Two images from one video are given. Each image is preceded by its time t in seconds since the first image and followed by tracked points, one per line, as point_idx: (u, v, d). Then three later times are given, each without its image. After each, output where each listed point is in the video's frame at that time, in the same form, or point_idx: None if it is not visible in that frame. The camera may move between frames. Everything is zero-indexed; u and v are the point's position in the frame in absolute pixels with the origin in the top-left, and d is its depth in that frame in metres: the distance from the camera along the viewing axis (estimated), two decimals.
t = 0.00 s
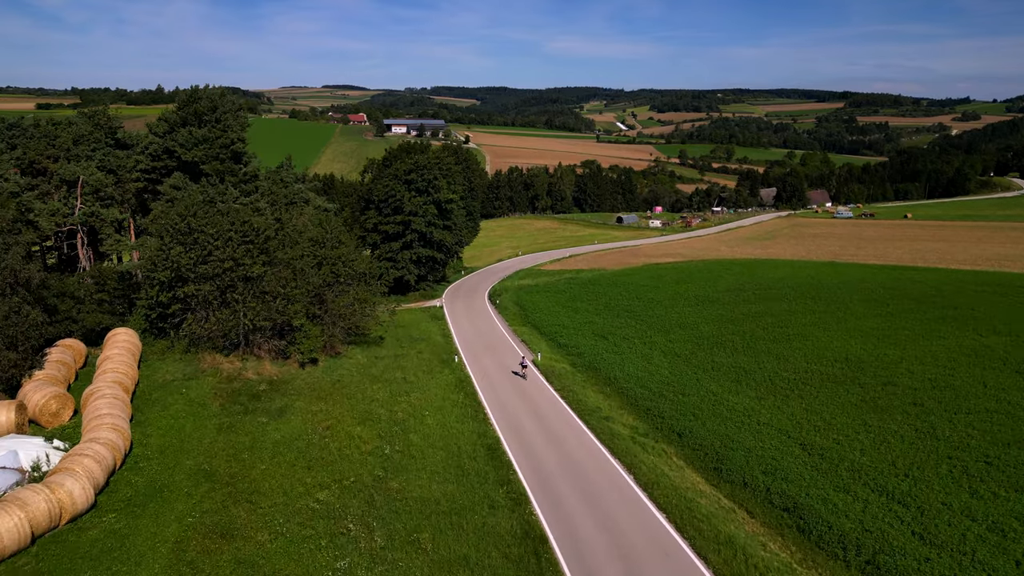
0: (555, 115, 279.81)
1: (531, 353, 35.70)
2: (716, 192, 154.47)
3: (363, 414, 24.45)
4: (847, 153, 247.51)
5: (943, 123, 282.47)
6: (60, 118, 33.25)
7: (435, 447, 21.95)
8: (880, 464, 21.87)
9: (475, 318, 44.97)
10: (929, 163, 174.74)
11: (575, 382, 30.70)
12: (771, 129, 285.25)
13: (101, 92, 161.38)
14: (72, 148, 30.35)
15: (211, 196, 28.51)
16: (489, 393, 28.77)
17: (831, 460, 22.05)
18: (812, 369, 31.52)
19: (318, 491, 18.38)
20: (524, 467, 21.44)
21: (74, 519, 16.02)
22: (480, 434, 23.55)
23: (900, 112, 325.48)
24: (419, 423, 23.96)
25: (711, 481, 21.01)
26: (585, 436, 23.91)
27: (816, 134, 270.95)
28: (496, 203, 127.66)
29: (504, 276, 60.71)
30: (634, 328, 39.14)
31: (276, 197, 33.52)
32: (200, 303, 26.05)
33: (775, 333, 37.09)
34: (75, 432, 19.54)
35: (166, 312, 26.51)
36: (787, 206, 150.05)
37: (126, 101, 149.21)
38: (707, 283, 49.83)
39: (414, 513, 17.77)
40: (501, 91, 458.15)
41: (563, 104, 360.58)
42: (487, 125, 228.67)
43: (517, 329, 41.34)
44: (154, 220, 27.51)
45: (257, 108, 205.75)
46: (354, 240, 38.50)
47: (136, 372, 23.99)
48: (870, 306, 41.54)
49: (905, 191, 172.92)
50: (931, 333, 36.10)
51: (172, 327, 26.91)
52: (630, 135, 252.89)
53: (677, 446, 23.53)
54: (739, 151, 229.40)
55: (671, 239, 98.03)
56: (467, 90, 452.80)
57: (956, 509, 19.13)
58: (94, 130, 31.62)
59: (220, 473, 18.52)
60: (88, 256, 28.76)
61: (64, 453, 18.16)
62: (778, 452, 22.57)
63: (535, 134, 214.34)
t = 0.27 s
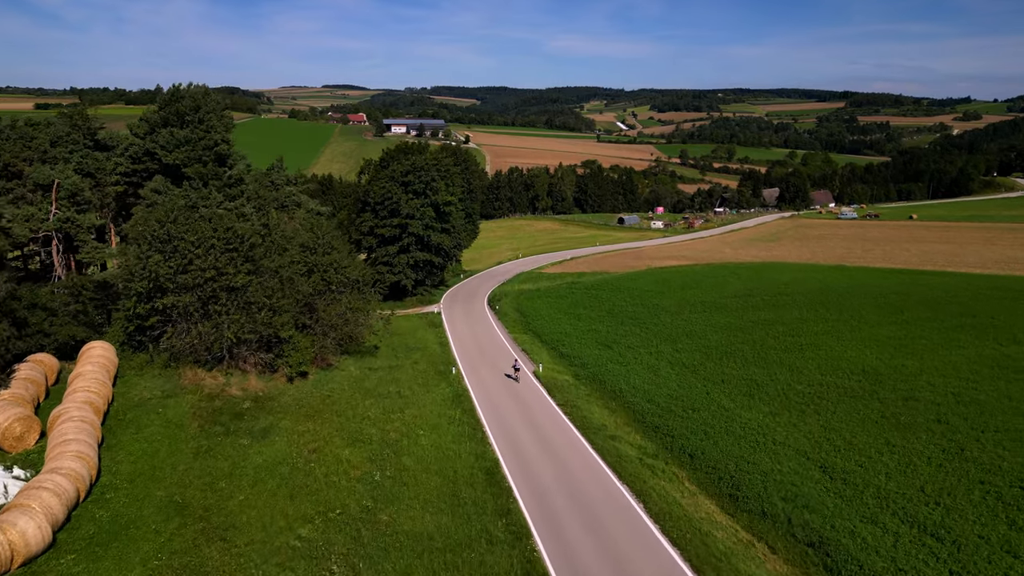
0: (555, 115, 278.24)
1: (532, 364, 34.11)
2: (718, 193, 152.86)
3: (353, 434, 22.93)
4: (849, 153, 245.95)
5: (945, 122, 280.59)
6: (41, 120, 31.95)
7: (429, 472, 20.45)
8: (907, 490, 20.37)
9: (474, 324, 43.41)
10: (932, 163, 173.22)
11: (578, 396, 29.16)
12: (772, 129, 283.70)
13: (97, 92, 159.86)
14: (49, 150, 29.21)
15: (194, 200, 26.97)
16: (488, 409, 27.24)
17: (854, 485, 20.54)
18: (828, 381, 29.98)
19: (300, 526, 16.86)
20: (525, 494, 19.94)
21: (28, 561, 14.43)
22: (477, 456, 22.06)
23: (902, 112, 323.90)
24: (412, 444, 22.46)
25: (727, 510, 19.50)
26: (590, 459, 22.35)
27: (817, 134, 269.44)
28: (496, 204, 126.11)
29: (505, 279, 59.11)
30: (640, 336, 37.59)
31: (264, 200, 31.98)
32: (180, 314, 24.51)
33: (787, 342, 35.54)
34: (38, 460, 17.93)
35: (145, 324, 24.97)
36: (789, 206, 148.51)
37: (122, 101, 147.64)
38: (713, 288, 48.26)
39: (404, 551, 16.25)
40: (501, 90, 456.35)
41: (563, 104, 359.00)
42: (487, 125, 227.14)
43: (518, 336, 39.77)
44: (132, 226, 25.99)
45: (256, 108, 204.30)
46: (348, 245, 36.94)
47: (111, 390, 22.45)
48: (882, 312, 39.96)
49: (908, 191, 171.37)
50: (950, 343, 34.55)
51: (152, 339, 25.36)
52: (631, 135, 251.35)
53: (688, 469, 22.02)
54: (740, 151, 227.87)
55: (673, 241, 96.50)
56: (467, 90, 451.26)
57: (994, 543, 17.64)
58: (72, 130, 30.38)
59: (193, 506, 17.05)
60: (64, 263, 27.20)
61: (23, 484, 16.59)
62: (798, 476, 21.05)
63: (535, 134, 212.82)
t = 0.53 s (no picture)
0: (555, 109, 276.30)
1: (533, 369, 32.59)
2: (720, 187, 151.11)
3: (341, 451, 21.46)
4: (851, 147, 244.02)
5: (947, 116, 278.29)
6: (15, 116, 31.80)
7: (422, 495, 18.96)
8: (938, 514, 18.92)
9: (472, 326, 41.88)
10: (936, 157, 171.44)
11: (581, 405, 27.64)
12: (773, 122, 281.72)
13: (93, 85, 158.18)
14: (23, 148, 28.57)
15: (174, 200, 25.44)
16: (486, 420, 25.75)
17: (882, 509, 19.07)
18: (845, 390, 28.49)
19: (278, 561, 15.39)
20: (526, 519, 18.48)
21: None
22: (474, 476, 20.59)
23: (904, 105, 321.68)
24: (405, 462, 21.00)
25: (744, 538, 18.04)
26: (596, 479, 20.88)
27: (819, 127, 267.47)
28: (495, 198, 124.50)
29: (505, 278, 57.54)
30: (645, 340, 36.08)
31: (252, 199, 30.47)
32: (158, 321, 23.01)
33: (799, 346, 34.02)
34: None
35: (120, 331, 23.48)
36: (792, 201, 146.81)
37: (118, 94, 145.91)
38: (719, 287, 46.72)
39: None
40: (501, 83, 453.67)
41: (563, 97, 356.76)
42: (486, 118, 225.32)
43: (518, 338, 38.25)
44: (107, 228, 24.46)
45: (253, 100, 202.59)
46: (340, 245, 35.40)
47: (81, 405, 20.88)
48: (897, 314, 38.44)
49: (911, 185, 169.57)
50: (970, 347, 33.02)
51: (129, 347, 23.89)
52: (631, 129, 249.50)
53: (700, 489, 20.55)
54: (742, 144, 225.98)
55: (675, 236, 94.91)
56: (466, 83, 448.95)
57: None
58: (47, 126, 29.82)
59: (162, 538, 15.61)
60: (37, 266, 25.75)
61: None
62: (820, 498, 19.57)
63: (535, 127, 211.06)
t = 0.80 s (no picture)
0: (555, 99, 274.05)
1: (534, 373, 31.07)
2: (722, 178, 149.18)
3: (328, 467, 20.01)
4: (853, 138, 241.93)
5: (950, 106, 275.56)
6: None
7: (415, 519, 17.51)
8: (974, 540, 17.52)
9: (471, 325, 40.30)
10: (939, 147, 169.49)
11: (585, 413, 26.14)
12: (775, 113, 279.48)
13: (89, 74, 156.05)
14: None
15: (152, 196, 23.86)
16: (484, 429, 24.27)
17: (913, 535, 17.66)
18: (864, 396, 26.99)
19: None
20: (528, 544, 17.09)
21: None
22: (471, 496, 19.13)
23: (904, 96, 319.09)
24: (398, 480, 19.55)
25: (764, 568, 16.61)
26: (602, 498, 19.47)
27: (820, 117, 265.38)
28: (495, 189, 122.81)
29: (505, 273, 55.95)
30: (651, 341, 34.54)
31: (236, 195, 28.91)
32: (134, 327, 21.50)
33: (812, 348, 32.53)
34: None
35: (93, 337, 21.96)
36: (795, 192, 145.01)
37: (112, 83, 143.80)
38: (727, 284, 45.11)
39: None
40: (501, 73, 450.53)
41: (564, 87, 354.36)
42: (486, 108, 223.22)
43: (518, 339, 36.72)
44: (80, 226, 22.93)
45: (251, 90, 200.59)
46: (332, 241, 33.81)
47: (50, 417, 19.36)
48: (913, 313, 36.91)
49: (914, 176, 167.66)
50: (992, 349, 31.52)
51: (102, 354, 22.37)
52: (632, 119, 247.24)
53: (715, 510, 19.12)
54: (744, 135, 223.83)
55: (678, 229, 93.17)
56: (466, 73, 446.08)
57: None
58: (18, 117, 28.70)
59: None
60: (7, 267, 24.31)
61: None
62: (844, 521, 18.18)
63: (535, 117, 208.91)
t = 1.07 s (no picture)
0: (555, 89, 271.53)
1: (535, 377, 29.60)
2: (725, 169, 147.27)
3: (313, 488, 18.53)
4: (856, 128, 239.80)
5: (953, 96, 273.00)
6: None
7: (405, 550, 16.05)
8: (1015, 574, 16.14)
9: (470, 324, 38.79)
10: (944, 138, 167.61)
11: (590, 423, 24.66)
12: (776, 103, 277.04)
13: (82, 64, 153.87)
14: None
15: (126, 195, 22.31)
16: (483, 442, 22.82)
17: (950, 568, 16.27)
18: (884, 405, 25.57)
19: None
20: None
21: None
22: (468, 521, 17.70)
23: (906, 86, 316.44)
24: (389, 503, 18.12)
25: None
26: (610, 523, 18.04)
27: (822, 108, 263.08)
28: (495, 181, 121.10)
29: (505, 269, 54.43)
30: (658, 343, 33.06)
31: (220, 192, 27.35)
32: (106, 336, 20.00)
33: (826, 351, 31.05)
34: None
35: (63, 346, 20.48)
36: (798, 184, 143.24)
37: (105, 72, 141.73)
38: (734, 281, 43.58)
39: None
40: (501, 63, 447.59)
41: (563, 77, 351.55)
42: (485, 99, 221.00)
43: (519, 340, 35.24)
44: (48, 225, 21.35)
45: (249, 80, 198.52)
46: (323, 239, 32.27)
47: (12, 435, 17.92)
48: (930, 313, 35.40)
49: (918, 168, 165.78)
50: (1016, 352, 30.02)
51: (74, 365, 20.90)
52: (632, 110, 244.89)
53: (732, 537, 17.72)
54: (745, 126, 221.78)
55: (680, 223, 91.51)
56: (465, 63, 442.79)
57: None
58: None
59: None
60: None
61: None
62: (874, 552, 16.78)
63: (535, 108, 206.72)
